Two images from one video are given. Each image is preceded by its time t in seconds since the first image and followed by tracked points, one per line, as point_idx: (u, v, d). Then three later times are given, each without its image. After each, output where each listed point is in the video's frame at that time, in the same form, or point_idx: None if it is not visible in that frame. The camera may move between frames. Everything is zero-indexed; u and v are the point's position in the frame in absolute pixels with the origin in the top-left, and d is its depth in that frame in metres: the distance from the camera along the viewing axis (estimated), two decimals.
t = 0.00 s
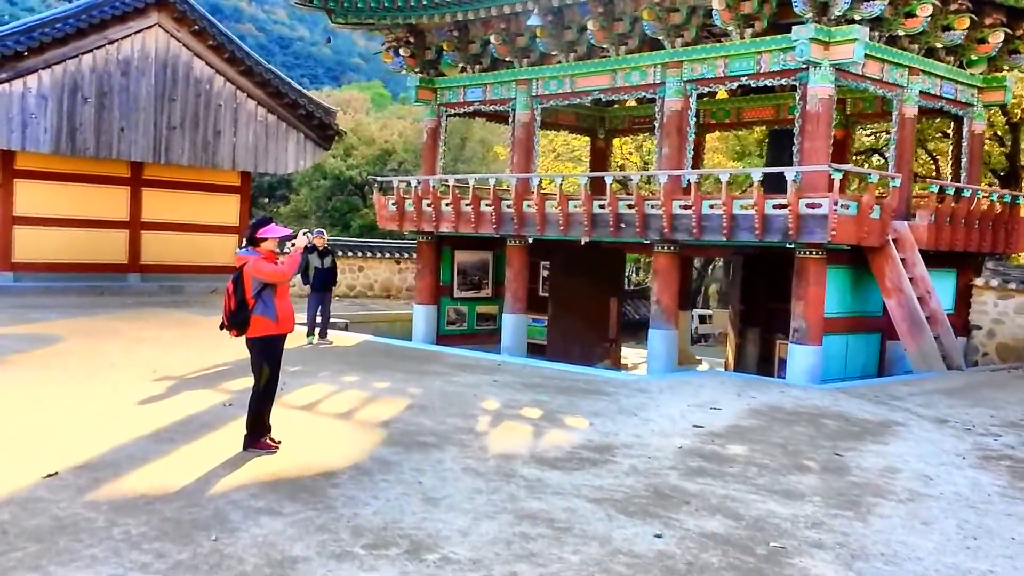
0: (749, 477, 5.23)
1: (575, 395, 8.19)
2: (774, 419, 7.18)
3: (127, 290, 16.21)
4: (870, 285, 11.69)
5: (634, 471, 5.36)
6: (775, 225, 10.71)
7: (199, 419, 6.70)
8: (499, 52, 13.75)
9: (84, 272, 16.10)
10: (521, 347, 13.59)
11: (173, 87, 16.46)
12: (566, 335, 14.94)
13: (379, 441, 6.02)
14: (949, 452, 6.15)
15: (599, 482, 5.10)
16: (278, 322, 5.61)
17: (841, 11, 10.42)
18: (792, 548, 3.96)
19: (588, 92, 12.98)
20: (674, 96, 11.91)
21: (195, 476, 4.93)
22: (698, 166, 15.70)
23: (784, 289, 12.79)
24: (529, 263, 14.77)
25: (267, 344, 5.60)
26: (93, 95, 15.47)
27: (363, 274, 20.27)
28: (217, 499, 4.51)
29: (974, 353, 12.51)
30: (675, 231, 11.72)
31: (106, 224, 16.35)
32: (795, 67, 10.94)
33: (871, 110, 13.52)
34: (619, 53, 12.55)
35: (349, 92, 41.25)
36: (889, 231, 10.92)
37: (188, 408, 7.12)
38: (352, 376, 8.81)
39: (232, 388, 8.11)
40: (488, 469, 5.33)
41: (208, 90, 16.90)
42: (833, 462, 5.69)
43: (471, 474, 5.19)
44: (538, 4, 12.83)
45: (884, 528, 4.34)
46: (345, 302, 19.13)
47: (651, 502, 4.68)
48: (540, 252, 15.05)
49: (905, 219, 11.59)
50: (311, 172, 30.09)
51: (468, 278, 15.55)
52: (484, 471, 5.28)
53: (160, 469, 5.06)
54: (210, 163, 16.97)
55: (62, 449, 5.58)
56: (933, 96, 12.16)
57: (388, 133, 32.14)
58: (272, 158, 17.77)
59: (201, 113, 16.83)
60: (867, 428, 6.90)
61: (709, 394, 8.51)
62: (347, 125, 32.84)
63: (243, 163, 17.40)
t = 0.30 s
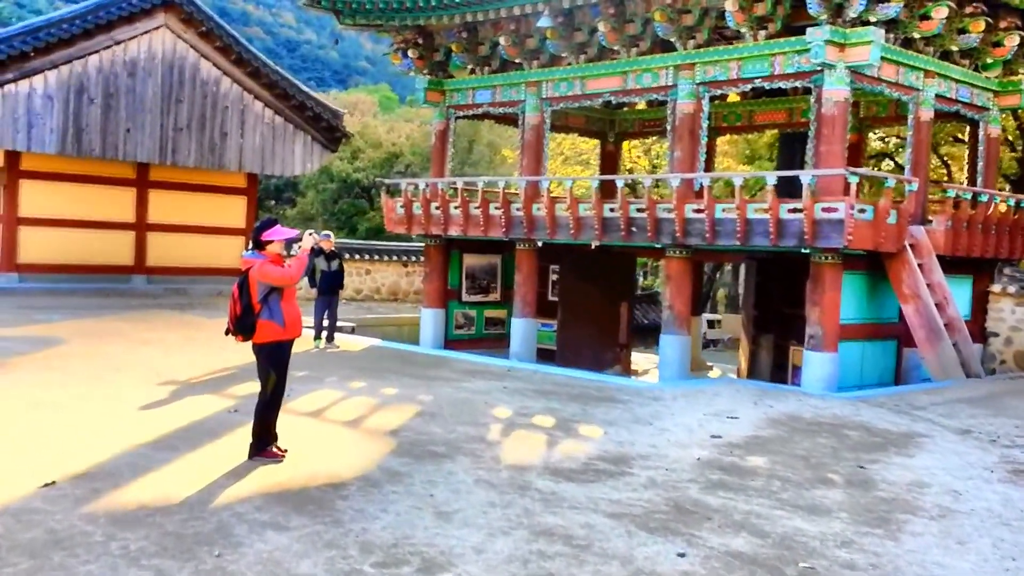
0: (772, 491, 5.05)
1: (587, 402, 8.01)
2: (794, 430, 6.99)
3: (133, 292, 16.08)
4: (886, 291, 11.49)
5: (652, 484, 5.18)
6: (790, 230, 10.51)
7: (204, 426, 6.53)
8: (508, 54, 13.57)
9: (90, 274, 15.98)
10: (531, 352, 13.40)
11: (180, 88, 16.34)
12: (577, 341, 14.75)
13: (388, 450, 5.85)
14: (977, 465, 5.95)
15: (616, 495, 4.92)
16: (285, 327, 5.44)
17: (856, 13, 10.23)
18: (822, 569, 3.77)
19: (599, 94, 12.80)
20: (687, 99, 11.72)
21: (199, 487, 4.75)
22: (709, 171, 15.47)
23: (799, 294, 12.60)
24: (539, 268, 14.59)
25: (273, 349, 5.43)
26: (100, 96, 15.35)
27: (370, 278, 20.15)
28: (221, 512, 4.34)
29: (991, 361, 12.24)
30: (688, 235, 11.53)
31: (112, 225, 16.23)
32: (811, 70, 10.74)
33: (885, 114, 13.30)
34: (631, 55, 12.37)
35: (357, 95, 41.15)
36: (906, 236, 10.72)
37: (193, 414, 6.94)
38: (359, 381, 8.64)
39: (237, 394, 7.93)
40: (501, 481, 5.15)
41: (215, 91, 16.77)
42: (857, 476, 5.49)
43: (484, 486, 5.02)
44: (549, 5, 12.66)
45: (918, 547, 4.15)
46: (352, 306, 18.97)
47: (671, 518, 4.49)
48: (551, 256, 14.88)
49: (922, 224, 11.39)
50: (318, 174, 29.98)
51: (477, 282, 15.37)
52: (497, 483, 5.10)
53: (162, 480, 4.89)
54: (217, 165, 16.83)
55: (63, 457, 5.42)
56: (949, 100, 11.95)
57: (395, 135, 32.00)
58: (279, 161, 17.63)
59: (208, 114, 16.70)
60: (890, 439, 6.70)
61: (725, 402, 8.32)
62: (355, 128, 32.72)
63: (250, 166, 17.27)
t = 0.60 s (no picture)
0: (797, 505, 4.85)
1: (600, 409, 7.82)
2: (814, 441, 6.79)
3: (140, 294, 15.94)
4: (903, 297, 11.27)
5: (672, 497, 4.99)
6: (806, 233, 10.30)
7: (209, 432, 6.35)
8: (518, 54, 13.37)
9: (96, 276, 15.85)
10: (541, 357, 13.21)
11: (187, 89, 16.20)
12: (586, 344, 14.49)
13: (398, 459, 5.66)
14: (1007, 477, 5.75)
15: (635, 509, 4.73)
16: (291, 331, 5.26)
17: (874, 12, 9.98)
18: None
19: (610, 95, 12.60)
20: (699, 100, 11.53)
21: (202, 499, 4.57)
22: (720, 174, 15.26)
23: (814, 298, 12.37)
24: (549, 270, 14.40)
25: (279, 354, 5.25)
26: (107, 96, 15.20)
27: (378, 280, 19.97)
28: (224, 525, 4.16)
29: (1011, 368, 11.92)
30: (700, 239, 11.32)
31: (118, 226, 16.09)
32: (826, 70, 10.52)
33: (900, 116, 13.08)
34: (642, 55, 12.18)
35: (365, 97, 41.06)
36: (923, 241, 10.47)
37: (198, 420, 6.76)
38: (367, 387, 8.46)
39: (243, 399, 7.75)
40: (515, 492, 4.96)
41: (222, 92, 16.63)
42: (885, 489, 5.29)
43: (498, 497, 4.83)
44: (559, 4, 12.48)
45: (955, 566, 3.96)
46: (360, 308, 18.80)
47: (694, 534, 4.30)
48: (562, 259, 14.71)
49: (940, 228, 11.16)
50: (326, 176, 29.85)
51: (486, 285, 15.19)
52: (511, 494, 4.92)
53: (164, 490, 4.71)
54: (224, 167, 16.68)
55: (64, 465, 5.23)
56: (966, 101, 11.70)
57: (403, 138, 31.86)
58: (287, 162, 17.48)
59: (216, 115, 16.56)
60: (914, 450, 6.50)
61: (742, 410, 8.12)
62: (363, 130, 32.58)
63: (257, 167, 17.13)
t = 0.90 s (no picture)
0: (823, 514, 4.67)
1: (613, 411, 7.64)
2: (834, 445, 6.61)
3: (146, 291, 15.80)
4: (920, 296, 11.07)
5: (692, 505, 4.81)
6: (821, 231, 10.10)
7: (214, 433, 6.18)
8: (527, 50, 13.18)
9: (103, 272, 15.72)
10: (550, 357, 13.02)
11: (194, 85, 16.05)
12: (596, 344, 14.35)
13: (407, 462, 5.49)
14: None
15: (654, 518, 4.56)
16: (295, 332, 5.09)
17: (892, 5, 9.71)
18: None
19: (621, 91, 12.41)
20: (712, 96, 11.32)
21: (204, 505, 4.41)
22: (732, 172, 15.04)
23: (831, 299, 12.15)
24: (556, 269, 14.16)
25: (284, 355, 5.08)
26: (113, 93, 15.05)
27: (385, 278, 19.76)
28: (228, 534, 3.99)
29: None
30: (713, 237, 11.11)
31: (124, 223, 15.95)
32: (843, 66, 10.31)
33: (917, 113, 12.86)
34: (654, 50, 11.98)
35: (372, 95, 40.89)
36: (943, 240, 10.26)
37: (203, 421, 6.60)
38: (375, 387, 8.28)
39: (248, 399, 7.59)
40: (529, 499, 4.79)
41: (229, 88, 16.49)
42: (911, 497, 5.10)
43: (511, 504, 4.67)
44: None
45: None
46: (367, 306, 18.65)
47: (718, 546, 4.12)
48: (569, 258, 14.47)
49: (959, 227, 10.95)
50: (332, 174, 29.70)
51: (494, 283, 15.01)
52: (525, 501, 4.75)
53: (166, 496, 4.55)
54: (231, 164, 16.53)
55: (65, 468, 5.06)
56: (986, 98, 11.46)
57: (410, 136, 31.67)
58: (293, 159, 17.32)
59: (222, 112, 16.40)
60: (938, 455, 6.32)
61: (758, 413, 7.93)
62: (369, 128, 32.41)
63: (264, 164, 16.98)
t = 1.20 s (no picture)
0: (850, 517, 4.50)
1: (627, 406, 7.46)
2: (856, 442, 6.42)
3: (152, 283, 15.67)
4: (938, 288, 10.86)
5: (714, 506, 4.64)
6: (839, 222, 9.89)
7: (220, 429, 6.02)
8: (538, 38, 12.95)
9: (109, 264, 15.58)
10: (557, 349, 12.83)
11: (200, 75, 15.87)
12: (605, 335, 14.15)
13: (417, 459, 5.33)
14: None
15: (675, 519, 4.39)
16: (302, 325, 4.93)
17: None
18: None
19: (632, 80, 12.20)
20: (726, 84, 11.12)
21: (209, 505, 4.24)
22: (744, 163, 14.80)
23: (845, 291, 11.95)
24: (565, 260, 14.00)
25: (291, 349, 4.91)
26: (119, 84, 14.88)
27: (391, 270, 19.64)
28: (234, 536, 3.83)
29: None
30: (726, 228, 10.91)
31: (130, 215, 15.80)
32: (861, 53, 10.09)
33: (935, 102, 12.62)
34: (666, 38, 11.76)
35: (378, 86, 40.67)
36: (963, 230, 10.05)
37: (209, 415, 6.44)
38: (383, 380, 8.12)
39: (255, 393, 7.43)
40: (544, 498, 4.62)
41: (236, 79, 16.30)
42: (940, 497, 4.93)
43: (527, 504, 4.51)
44: None
45: None
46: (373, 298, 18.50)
47: (744, 551, 3.96)
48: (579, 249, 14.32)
49: (978, 217, 10.75)
50: (338, 166, 29.51)
51: (502, 275, 14.83)
52: (542, 500, 4.59)
53: (170, 495, 4.39)
54: (237, 155, 16.36)
55: (70, 465, 4.91)
56: (1006, 86, 11.23)
57: (416, 127, 31.47)
58: (300, 150, 17.14)
59: (229, 103, 16.22)
60: (963, 452, 6.14)
61: (775, 408, 7.75)
62: (376, 120, 32.20)
63: (270, 155, 16.80)
